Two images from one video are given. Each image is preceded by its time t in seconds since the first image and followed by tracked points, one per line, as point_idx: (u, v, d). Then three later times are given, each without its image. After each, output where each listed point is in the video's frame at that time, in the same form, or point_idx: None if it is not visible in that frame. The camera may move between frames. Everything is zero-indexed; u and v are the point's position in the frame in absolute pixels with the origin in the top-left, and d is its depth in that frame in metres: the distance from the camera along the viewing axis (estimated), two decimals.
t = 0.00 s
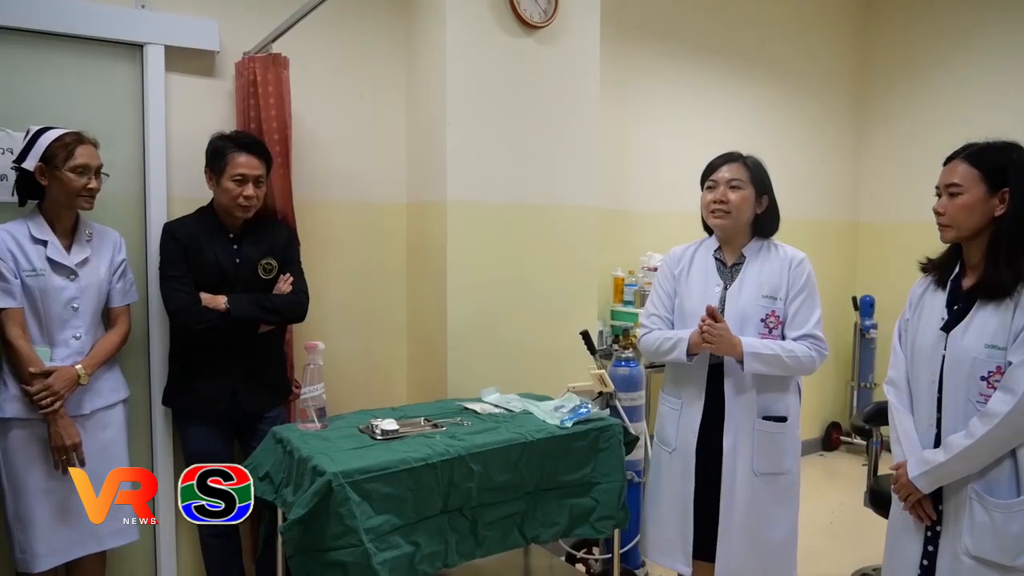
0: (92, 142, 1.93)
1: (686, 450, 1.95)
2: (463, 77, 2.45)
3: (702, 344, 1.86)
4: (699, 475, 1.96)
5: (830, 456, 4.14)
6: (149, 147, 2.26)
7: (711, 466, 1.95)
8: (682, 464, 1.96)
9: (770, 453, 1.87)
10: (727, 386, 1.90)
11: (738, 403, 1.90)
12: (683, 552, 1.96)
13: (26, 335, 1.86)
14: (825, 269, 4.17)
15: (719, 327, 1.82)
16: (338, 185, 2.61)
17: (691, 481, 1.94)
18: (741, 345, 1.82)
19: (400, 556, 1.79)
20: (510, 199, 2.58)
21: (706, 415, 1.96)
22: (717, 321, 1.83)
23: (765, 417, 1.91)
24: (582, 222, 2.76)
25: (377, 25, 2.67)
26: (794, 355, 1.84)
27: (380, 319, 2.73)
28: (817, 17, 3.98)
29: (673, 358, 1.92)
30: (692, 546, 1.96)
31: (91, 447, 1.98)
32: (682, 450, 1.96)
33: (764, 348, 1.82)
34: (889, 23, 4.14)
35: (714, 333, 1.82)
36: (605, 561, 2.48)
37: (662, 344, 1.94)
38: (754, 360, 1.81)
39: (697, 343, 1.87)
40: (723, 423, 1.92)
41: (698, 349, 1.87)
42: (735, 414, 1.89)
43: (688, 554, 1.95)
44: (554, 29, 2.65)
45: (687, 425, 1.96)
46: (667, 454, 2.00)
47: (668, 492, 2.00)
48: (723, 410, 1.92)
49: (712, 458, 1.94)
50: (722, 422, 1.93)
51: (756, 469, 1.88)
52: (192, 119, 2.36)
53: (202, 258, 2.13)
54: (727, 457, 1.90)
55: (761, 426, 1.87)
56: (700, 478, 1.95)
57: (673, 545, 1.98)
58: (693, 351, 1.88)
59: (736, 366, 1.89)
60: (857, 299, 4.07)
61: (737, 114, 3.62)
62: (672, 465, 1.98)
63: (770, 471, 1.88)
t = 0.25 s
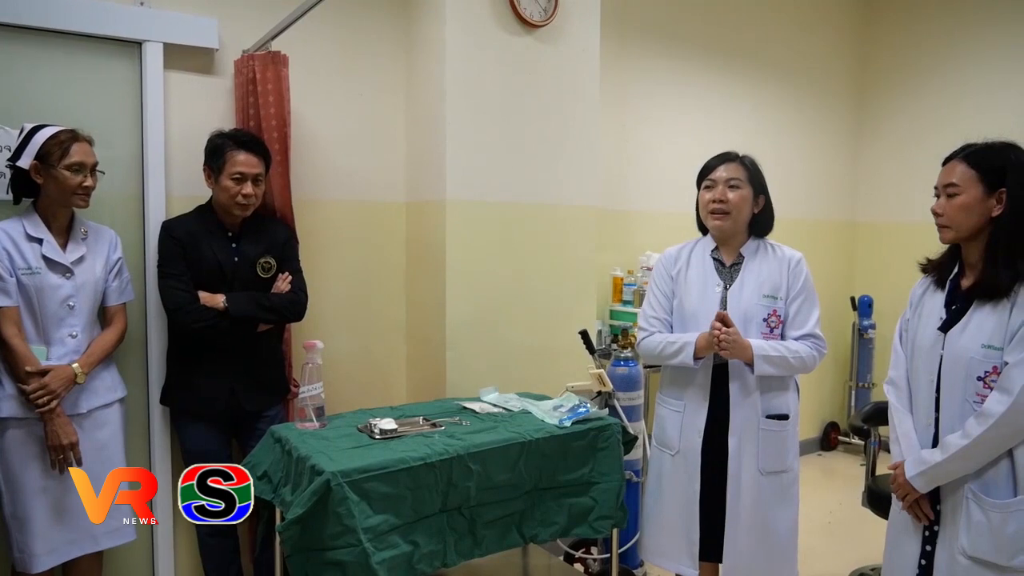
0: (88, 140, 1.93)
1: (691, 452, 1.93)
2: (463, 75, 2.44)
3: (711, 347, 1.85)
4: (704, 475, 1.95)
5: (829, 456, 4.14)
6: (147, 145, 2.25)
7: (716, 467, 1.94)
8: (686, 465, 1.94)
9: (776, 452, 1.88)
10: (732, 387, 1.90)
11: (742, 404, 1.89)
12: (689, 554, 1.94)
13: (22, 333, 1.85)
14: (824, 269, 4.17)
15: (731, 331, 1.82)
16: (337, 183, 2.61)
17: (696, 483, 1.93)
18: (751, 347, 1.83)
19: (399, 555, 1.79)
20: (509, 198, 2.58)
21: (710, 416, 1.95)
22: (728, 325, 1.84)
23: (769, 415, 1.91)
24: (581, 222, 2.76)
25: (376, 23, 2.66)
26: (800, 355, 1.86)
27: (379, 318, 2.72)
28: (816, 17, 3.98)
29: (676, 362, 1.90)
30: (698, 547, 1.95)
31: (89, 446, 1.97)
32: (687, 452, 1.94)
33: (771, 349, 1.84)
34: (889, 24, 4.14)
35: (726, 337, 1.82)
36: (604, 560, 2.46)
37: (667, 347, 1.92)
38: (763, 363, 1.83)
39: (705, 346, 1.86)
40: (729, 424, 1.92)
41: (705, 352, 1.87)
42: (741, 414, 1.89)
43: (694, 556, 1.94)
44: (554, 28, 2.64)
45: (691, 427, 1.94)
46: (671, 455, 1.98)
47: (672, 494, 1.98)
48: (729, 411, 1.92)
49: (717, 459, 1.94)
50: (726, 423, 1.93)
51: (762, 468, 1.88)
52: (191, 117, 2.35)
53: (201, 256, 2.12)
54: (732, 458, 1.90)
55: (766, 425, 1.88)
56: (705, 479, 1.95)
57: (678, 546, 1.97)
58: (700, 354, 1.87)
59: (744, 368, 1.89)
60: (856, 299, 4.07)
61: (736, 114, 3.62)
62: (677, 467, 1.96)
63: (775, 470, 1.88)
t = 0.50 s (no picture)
0: (82, 138, 1.92)
1: (696, 454, 1.91)
2: (460, 75, 2.44)
3: (723, 346, 1.83)
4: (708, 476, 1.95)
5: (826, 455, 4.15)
6: (144, 144, 2.24)
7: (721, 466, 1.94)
8: (691, 467, 1.92)
9: (779, 448, 1.91)
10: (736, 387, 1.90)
11: (745, 403, 1.90)
12: (697, 557, 1.92)
13: (15, 332, 1.85)
14: (821, 269, 4.17)
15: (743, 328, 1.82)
16: (334, 183, 2.60)
17: (702, 485, 1.91)
18: (759, 346, 1.85)
19: (396, 555, 1.79)
20: (507, 198, 2.58)
21: (713, 416, 1.94)
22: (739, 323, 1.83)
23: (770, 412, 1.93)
24: (579, 221, 2.76)
25: (374, 22, 2.66)
26: (803, 351, 1.91)
27: (377, 317, 2.72)
28: (813, 17, 3.98)
29: (681, 364, 1.87)
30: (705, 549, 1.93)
31: (83, 446, 1.97)
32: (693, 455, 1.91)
33: (779, 346, 1.87)
34: (886, 24, 4.15)
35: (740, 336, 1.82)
36: (601, 560, 2.46)
37: (673, 348, 1.88)
38: (772, 361, 1.86)
39: (715, 345, 1.83)
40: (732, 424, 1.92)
41: (714, 352, 1.84)
42: (745, 413, 1.89)
43: (701, 558, 1.92)
44: (551, 28, 2.64)
45: (695, 430, 1.92)
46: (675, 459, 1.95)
47: (677, 499, 1.95)
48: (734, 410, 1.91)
49: (723, 459, 1.93)
50: (729, 422, 1.93)
51: (768, 464, 1.90)
52: (188, 115, 2.35)
53: (198, 254, 2.12)
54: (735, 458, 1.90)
55: (769, 422, 1.90)
56: (710, 479, 1.94)
57: (684, 550, 1.94)
58: (706, 355, 1.84)
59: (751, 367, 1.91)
60: (853, 299, 4.08)
61: (734, 114, 3.62)
62: (681, 471, 1.94)
63: (778, 466, 1.91)
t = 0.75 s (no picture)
0: (77, 137, 1.92)
1: (713, 456, 1.89)
2: (459, 75, 2.44)
3: (748, 342, 1.81)
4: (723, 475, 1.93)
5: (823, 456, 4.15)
6: (142, 143, 2.24)
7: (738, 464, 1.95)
8: (709, 469, 1.89)
9: (785, 440, 1.96)
10: (750, 386, 1.91)
11: (758, 399, 1.92)
12: (718, 560, 1.90)
13: (11, 332, 1.85)
14: (819, 269, 4.18)
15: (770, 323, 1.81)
16: (332, 182, 2.60)
17: (720, 486, 1.89)
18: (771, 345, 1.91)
19: (393, 555, 1.79)
20: (505, 198, 2.58)
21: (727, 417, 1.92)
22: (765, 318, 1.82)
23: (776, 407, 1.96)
24: (577, 221, 2.76)
25: (372, 21, 2.66)
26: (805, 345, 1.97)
27: (374, 317, 2.72)
28: (811, 18, 3.99)
29: (704, 365, 1.85)
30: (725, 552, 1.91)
31: (79, 445, 1.96)
32: (713, 456, 1.89)
33: (788, 342, 1.95)
34: (884, 25, 4.15)
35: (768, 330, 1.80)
36: (598, 560, 2.44)
37: (693, 348, 1.86)
38: (785, 356, 1.93)
39: (741, 342, 1.81)
40: (746, 422, 1.93)
41: (737, 350, 1.83)
42: (758, 409, 1.91)
43: (722, 561, 1.90)
44: (549, 28, 2.64)
45: (711, 432, 1.90)
46: (690, 462, 1.91)
47: (695, 503, 1.91)
48: (748, 407, 1.92)
49: (743, 458, 1.94)
50: (742, 420, 1.93)
51: (779, 459, 1.93)
52: (185, 114, 2.35)
53: (196, 252, 2.12)
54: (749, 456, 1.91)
55: (779, 416, 1.93)
56: (729, 484, 1.94)
57: (704, 554, 1.91)
58: (730, 353, 1.83)
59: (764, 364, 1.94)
60: (850, 300, 4.08)
61: (731, 114, 3.62)
62: (699, 475, 1.90)
63: (785, 459, 1.95)
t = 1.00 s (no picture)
0: (70, 135, 1.92)
1: (717, 458, 1.89)
2: (455, 75, 2.44)
3: (757, 345, 1.77)
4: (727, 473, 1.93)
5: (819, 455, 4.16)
6: (137, 142, 2.24)
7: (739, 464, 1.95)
8: (712, 470, 1.89)
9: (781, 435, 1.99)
10: (755, 385, 1.93)
11: (761, 398, 1.93)
12: (721, 562, 1.90)
13: (5, 332, 1.84)
14: (814, 269, 4.19)
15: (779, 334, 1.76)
16: (329, 182, 2.60)
17: (724, 487, 1.90)
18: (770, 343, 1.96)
19: (390, 555, 1.79)
20: (502, 197, 2.58)
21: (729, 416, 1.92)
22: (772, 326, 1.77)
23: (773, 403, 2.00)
24: (573, 221, 2.76)
25: (368, 21, 2.65)
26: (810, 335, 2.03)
27: (371, 317, 2.72)
28: (807, 19, 4.00)
29: (710, 369, 1.81)
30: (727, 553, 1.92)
31: (74, 446, 1.96)
32: (717, 458, 1.88)
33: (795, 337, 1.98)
34: (879, 26, 4.16)
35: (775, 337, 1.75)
36: (594, 559, 2.45)
37: (703, 353, 1.81)
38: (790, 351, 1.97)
39: (750, 346, 1.78)
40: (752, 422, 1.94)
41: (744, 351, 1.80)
42: (762, 405, 1.93)
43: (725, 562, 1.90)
44: (546, 28, 2.64)
45: (716, 434, 1.89)
46: (692, 465, 1.90)
47: (699, 506, 1.90)
48: (753, 405, 1.93)
49: (748, 457, 1.94)
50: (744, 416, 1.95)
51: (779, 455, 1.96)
52: (181, 114, 2.34)
53: (194, 248, 2.11)
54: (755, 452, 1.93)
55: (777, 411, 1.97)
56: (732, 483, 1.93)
57: (709, 553, 1.91)
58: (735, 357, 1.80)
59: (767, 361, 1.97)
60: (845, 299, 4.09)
61: (727, 115, 3.63)
62: (703, 476, 1.89)
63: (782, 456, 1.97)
